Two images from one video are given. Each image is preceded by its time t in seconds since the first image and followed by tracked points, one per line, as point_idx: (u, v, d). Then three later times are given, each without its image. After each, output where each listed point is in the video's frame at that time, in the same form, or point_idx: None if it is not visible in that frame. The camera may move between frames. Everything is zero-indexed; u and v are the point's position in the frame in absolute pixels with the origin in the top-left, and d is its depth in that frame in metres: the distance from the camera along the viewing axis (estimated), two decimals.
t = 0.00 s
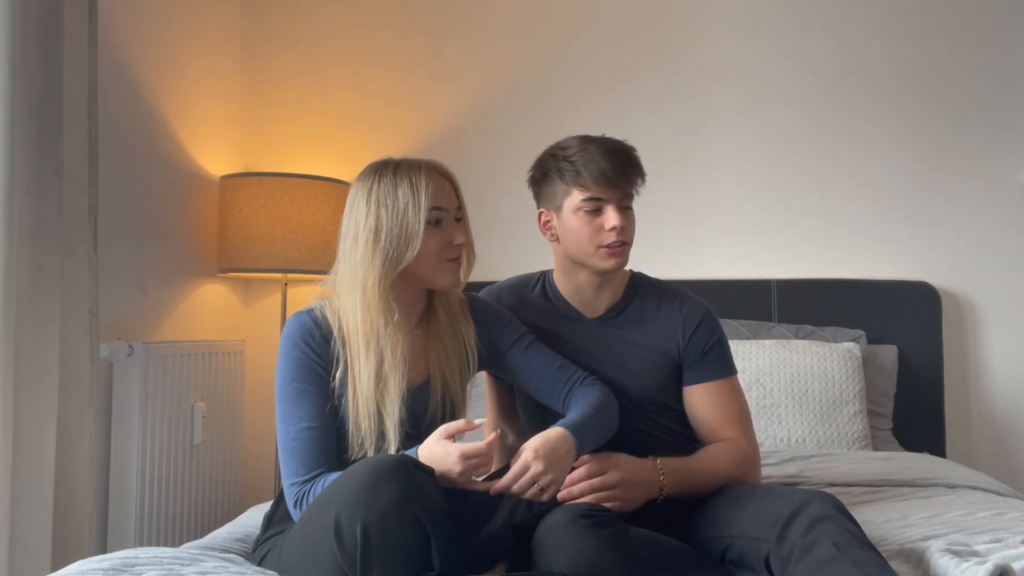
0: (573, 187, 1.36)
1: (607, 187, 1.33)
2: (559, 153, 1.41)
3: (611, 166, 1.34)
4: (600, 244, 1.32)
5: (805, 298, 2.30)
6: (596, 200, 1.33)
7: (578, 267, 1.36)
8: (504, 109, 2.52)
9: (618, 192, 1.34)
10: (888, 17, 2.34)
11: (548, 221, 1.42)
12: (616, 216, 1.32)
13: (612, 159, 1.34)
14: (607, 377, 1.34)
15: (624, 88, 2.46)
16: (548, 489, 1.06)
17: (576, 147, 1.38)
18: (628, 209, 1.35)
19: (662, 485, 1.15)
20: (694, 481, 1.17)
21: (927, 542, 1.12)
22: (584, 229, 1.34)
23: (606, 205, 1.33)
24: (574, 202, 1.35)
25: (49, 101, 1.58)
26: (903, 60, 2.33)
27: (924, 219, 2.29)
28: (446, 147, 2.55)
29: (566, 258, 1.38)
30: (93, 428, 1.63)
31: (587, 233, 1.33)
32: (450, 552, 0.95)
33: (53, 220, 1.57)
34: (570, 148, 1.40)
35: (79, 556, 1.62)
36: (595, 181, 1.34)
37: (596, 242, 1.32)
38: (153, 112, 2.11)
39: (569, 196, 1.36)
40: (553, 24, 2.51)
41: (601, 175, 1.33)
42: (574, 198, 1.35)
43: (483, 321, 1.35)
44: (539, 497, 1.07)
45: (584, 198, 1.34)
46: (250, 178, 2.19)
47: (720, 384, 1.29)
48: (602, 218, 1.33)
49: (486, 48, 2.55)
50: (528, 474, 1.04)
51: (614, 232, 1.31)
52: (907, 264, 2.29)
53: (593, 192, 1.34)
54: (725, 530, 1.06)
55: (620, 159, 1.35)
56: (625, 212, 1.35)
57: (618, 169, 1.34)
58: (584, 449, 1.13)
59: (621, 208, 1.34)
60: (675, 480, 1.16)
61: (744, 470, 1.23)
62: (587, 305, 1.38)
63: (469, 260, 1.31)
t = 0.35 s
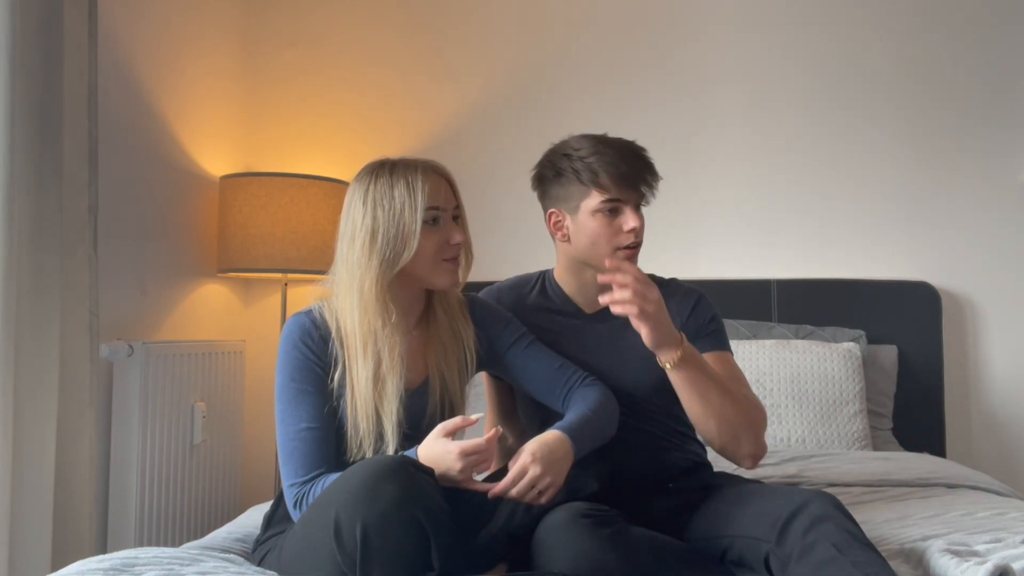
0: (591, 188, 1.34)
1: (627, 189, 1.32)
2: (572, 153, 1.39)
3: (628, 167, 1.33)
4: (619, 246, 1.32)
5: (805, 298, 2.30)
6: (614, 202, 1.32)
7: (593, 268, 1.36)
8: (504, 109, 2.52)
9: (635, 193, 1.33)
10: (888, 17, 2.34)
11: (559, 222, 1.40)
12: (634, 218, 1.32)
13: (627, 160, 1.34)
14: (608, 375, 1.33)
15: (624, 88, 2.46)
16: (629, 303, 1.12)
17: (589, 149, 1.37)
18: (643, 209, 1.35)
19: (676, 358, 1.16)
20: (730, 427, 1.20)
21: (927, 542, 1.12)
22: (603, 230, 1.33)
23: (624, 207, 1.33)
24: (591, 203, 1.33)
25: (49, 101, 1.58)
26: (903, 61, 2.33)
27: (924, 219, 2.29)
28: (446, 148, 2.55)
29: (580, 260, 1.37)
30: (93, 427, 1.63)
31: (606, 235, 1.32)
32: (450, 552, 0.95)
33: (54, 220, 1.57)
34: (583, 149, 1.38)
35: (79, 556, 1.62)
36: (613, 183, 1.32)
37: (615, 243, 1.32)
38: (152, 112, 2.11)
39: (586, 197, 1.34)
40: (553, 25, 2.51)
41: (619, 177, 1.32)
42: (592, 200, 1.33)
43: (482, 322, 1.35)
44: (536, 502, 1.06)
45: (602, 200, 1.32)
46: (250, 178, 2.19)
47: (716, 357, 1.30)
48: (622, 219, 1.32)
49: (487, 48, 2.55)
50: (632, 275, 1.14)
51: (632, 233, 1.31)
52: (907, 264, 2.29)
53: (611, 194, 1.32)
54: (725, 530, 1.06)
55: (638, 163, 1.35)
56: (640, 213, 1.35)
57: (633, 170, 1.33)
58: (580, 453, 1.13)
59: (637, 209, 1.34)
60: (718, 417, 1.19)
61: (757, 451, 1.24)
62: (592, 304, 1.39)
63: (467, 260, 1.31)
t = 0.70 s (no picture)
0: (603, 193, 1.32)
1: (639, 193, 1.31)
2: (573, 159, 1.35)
3: (633, 170, 1.32)
4: (633, 249, 1.32)
5: (805, 299, 2.30)
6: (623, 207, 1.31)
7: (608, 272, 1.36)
8: (504, 109, 2.52)
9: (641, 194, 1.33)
10: (888, 17, 2.34)
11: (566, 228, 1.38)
12: (644, 219, 1.32)
13: (630, 163, 1.32)
14: (607, 374, 1.34)
15: (624, 89, 2.46)
16: (585, 248, 1.24)
17: (594, 155, 1.33)
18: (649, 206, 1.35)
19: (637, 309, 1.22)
20: (698, 385, 1.17)
21: (927, 542, 1.12)
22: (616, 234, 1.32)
23: (632, 210, 1.32)
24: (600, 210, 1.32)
25: (49, 101, 1.58)
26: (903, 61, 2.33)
27: (924, 219, 2.29)
28: (446, 148, 2.55)
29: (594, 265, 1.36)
30: (93, 427, 1.63)
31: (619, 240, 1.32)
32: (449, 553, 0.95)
33: (54, 220, 1.57)
34: (586, 155, 1.35)
35: (79, 556, 1.62)
36: (621, 188, 1.31)
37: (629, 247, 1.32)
38: (153, 113, 2.11)
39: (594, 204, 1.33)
40: (552, 25, 2.51)
41: (625, 181, 1.31)
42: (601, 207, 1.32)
43: (482, 322, 1.35)
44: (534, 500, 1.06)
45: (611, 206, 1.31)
46: (250, 178, 2.19)
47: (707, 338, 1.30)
48: (635, 223, 1.32)
49: (487, 48, 2.55)
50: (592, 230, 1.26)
51: (644, 235, 1.32)
52: (907, 264, 2.29)
53: (619, 199, 1.31)
54: (725, 530, 1.06)
55: (646, 164, 1.34)
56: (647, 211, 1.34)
57: (638, 172, 1.32)
58: (579, 453, 1.13)
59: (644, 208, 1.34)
60: (684, 372, 1.18)
61: (731, 421, 1.16)
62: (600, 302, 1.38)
63: (467, 261, 1.31)
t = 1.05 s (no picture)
0: (580, 191, 1.33)
1: (618, 189, 1.31)
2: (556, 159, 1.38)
3: (610, 168, 1.31)
4: (614, 246, 1.32)
5: (804, 298, 2.29)
6: (602, 205, 1.32)
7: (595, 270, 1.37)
8: (504, 109, 2.52)
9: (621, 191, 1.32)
10: (888, 17, 2.34)
11: (556, 228, 1.41)
12: (624, 216, 1.31)
13: (609, 161, 1.32)
14: (607, 374, 1.34)
15: (624, 89, 2.46)
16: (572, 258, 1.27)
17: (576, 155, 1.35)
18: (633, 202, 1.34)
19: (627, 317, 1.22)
20: (691, 394, 1.16)
21: (927, 542, 1.12)
22: (596, 231, 1.33)
23: (612, 208, 1.32)
24: (580, 209, 1.34)
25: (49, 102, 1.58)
26: (903, 60, 2.33)
27: (924, 219, 2.29)
28: (446, 147, 2.55)
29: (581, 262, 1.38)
30: (93, 427, 1.63)
31: (599, 239, 1.33)
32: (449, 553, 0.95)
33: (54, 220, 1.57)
34: (570, 154, 1.36)
35: (79, 556, 1.62)
36: (598, 186, 1.31)
37: (609, 245, 1.33)
38: (153, 112, 2.11)
39: (574, 203, 1.35)
40: (552, 25, 2.51)
41: (601, 179, 1.31)
42: (580, 206, 1.34)
43: (482, 321, 1.35)
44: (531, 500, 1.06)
45: (589, 205, 1.32)
46: (250, 178, 2.19)
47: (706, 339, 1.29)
48: (615, 220, 1.32)
49: (487, 47, 2.55)
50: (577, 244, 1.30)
51: (625, 233, 1.31)
52: (907, 264, 2.29)
53: (597, 197, 1.32)
54: (725, 530, 1.06)
55: (627, 161, 1.33)
56: (630, 208, 1.33)
57: (617, 169, 1.32)
58: (578, 453, 1.12)
59: (627, 205, 1.33)
60: (677, 381, 1.17)
61: (725, 429, 1.16)
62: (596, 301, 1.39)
63: (466, 260, 1.31)
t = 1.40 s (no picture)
0: (544, 191, 1.38)
1: (568, 182, 1.33)
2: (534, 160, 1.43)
3: (568, 161, 1.34)
4: (577, 238, 1.34)
5: (804, 298, 2.30)
6: (562, 197, 1.35)
7: (571, 264, 1.38)
8: (504, 109, 2.52)
9: (579, 183, 1.33)
10: (888, 17, 2.34)
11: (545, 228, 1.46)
12: (582, 207, 1.33)
13: (569, 154, 1.35)
14: (608, 375, 1.34)
15: (624, 88, 2.46)
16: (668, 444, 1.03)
17: (546, 151, 1.39)
18: (597, 194, 1.34)
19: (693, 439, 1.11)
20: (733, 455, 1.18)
21: (927, 542, 1.12)
22: (559, 227, 1.36)
23: (572, 199, 1.34)
24: (547, 204, 1.38)
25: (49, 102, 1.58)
26: (903, 60, 2.33)
27: (924, 219, 2.29)
28: (445, 147, 2.55)
29: (561, 257, 1.40)
30: (93, 427, 1.63)
31: (564, 231, 1.35)
32: (449, 553, 0.95)
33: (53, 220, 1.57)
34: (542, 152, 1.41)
35: (79, 556, 1.62)
36: (558, 179, 1.35)
37: (572, 237, 1.34)
38: (152, 112, 2.11)
39: (544, 199, 1.39)
40: (552, 24, 2.51)
41: (560, 173, 1.35)
42: (547, 200, 1.38)
43: (482, 321, 1.35)
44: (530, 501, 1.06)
45: (552, 199, 1.36)
46: (250, 178, 2.19)
47: (718, 364, 1.29)
48: (571, 212, 1.34)
49: (487, 47, 2.55)
50: (652, 415, 1.03)
51: (584, 223, 1.32)
52: (907, 265, 2.29)
53: (559, 191, 1.35)
54: (725, 530, 1.06)
55: (581, 153, 1.34)
56: (594, 199, 1.34)
57: (576, 161, 1.34)
58: (577, 454, 1.12)
59: (589, 196, 1.33)
60: (723, 453, 1.17)
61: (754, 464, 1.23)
62: (591, 300, 1.39)
63: (466, 260, 1.31)
